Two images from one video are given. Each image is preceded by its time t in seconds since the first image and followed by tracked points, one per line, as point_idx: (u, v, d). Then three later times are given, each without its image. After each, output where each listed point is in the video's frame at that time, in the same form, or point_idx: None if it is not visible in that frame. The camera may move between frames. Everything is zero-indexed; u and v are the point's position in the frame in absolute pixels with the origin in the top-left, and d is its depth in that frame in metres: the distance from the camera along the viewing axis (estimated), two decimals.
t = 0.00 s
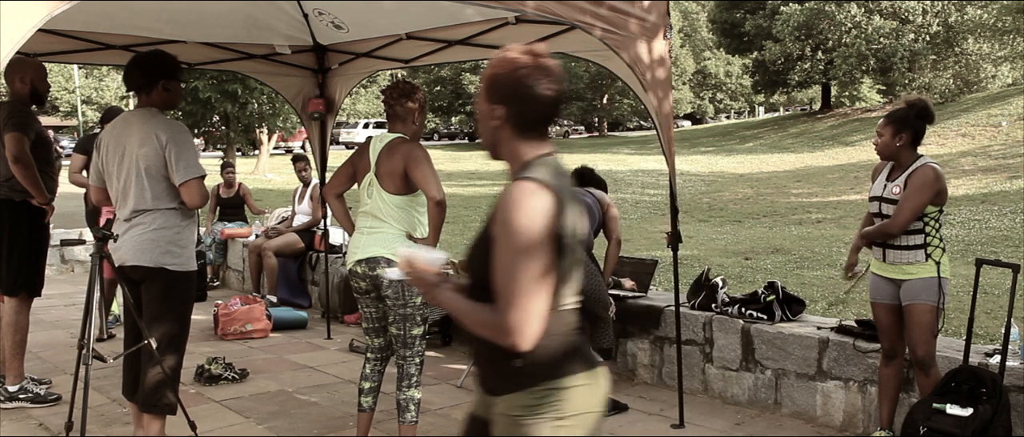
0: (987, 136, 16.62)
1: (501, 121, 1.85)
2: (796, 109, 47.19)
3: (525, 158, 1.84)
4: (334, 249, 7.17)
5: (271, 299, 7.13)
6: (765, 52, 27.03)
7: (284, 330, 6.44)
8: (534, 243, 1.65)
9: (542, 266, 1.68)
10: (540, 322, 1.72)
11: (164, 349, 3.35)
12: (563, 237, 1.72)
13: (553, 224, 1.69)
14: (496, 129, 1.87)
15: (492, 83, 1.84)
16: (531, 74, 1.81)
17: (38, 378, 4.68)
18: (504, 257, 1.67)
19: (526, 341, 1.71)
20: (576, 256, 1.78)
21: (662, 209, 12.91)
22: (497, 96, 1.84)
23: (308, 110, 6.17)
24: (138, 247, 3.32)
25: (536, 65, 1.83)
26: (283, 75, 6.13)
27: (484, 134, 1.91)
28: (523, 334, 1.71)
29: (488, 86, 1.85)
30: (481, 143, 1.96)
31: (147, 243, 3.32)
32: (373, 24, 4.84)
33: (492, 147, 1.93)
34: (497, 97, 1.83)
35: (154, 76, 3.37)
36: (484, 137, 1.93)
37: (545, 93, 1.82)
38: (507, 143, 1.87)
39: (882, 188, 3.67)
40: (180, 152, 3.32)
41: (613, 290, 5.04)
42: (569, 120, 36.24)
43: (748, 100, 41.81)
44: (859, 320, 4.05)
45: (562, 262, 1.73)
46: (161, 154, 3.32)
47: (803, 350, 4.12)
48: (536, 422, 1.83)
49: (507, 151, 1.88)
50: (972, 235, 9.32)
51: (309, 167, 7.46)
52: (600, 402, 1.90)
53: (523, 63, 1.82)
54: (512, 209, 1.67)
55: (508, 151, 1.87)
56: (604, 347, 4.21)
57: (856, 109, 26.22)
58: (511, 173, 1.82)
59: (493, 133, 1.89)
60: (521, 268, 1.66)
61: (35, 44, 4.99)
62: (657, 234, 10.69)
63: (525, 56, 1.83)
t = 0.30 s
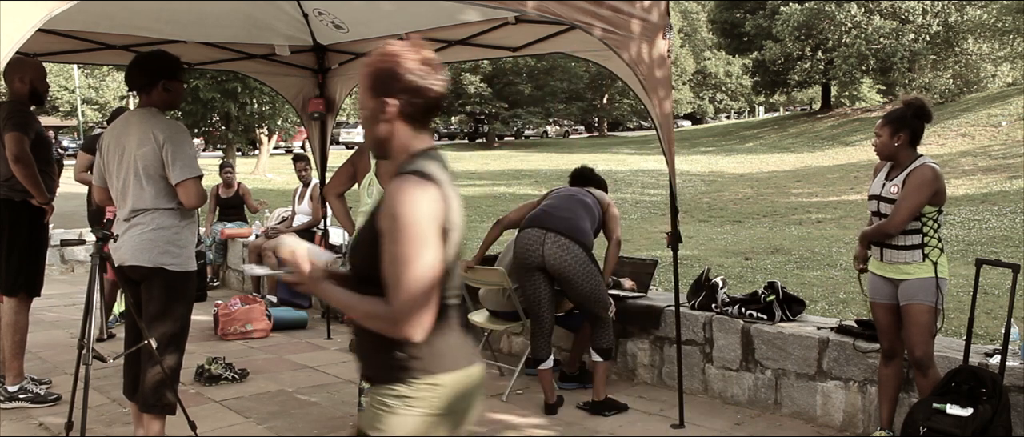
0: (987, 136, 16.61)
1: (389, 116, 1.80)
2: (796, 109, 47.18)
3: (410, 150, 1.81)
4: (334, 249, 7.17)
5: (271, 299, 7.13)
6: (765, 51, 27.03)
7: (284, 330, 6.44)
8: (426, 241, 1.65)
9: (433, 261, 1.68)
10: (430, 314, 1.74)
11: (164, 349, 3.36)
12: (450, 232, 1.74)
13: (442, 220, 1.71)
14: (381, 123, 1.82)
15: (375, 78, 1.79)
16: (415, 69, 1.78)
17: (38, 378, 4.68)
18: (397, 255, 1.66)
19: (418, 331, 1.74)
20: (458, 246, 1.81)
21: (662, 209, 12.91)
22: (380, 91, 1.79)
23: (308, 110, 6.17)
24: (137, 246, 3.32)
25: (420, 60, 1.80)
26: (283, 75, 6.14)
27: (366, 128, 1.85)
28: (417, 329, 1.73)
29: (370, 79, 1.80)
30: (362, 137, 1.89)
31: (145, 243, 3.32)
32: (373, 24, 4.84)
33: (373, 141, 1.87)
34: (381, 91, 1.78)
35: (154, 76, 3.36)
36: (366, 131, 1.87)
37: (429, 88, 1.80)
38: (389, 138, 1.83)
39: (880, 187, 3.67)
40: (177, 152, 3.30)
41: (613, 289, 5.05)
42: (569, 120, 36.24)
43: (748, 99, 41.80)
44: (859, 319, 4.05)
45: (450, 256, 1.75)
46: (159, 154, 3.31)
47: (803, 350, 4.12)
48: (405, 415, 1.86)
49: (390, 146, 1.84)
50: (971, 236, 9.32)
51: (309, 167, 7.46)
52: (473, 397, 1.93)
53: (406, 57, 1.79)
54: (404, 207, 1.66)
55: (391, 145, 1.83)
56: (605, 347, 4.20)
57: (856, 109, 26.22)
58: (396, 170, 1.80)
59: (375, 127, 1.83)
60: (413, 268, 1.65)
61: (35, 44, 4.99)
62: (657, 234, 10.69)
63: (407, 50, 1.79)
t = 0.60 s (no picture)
0: (987, 136, 16.62)
1: (265, 123, 1.77)
2: (795, 108, 47.21)
3: (290, 159, 1.78)
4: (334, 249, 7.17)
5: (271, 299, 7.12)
6: (765, 51, 27.03)
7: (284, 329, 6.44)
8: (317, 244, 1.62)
9: (331, 266, 1.66)
10: (335, 321, 1.69)
11: (164, 349, 3.36)
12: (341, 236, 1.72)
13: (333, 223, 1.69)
14: (256, 133, 1.79)
15: (248, 86, 1.76)
16: (286, 75, 1.77)
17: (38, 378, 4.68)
18: (295, 260, 1.62)
19: (326, 340, 1.67)
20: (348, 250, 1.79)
21: (662, 209, 12.92)
22: (254, 99, 1.76)
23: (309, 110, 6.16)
24: (136, 247, 3.32)
25: (290, 66, 1.79)
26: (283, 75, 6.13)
27: (241, 139, 1.80)
28: (322, 340, 1.66)
29: (242, 89, 1.76)
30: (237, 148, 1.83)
31: (144, 243, 3.32)
32: (373, 24, 4.84)
33: (249, 152, 1.81)
34: (255, 99, 1.75)
35: (155, 76, 3.36)
36: (241, 142, 1.81)
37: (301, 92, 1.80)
38: (266, 147, 1.79)
39: (879, 187, 3.67)
40: (175, 152, 3.30)
41: (613, 290, 5.05)
42: (570, 120, 36.26)
43: (748, 99, 41.82)
44: (859, 319, 4.05)
45: (343, 259, 1.72)
46: (159, 153, 3.31)
47: (803, 350, 4.12)
48: (280, 423, 1.78)
49: (268, 155, 1.80)
50: (971, 235, 9.33)
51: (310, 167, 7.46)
52: (356, 407, 1.86)
53: (274, 63, 1.77)
54: (295, 211, 1.63)
55: (267, 154, 1.80)
56: (604, 347, 4.20)
57: (856, 109, 26.23)
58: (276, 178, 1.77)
59: (251, 137, 1.79)
60: (308, 270, 1.61)
61: (36, 45, 5.00)
62: (657, 234, 10.70)
63: (274, 55, 1.77)
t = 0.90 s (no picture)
0: (987, 136, 16.63)
1: (108, 114, 1.78)
2: (795, 108, 47.23)
3: (134, 154, 1.77)
4: (334, 249, 7.17)
5: (271, 299, 7.13)
6: (765, 51, 27.06)
7: (284, 329, 6.45)
8: (129, 238, 1.59)
9: (140, 263, 1.61)
10: (140, 322, 1.64)
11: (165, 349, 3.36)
12: (165, 235, 1.67)
13: (154, 220, 1.65)
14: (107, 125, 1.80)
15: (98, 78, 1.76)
16: (136, 67, 1.75)
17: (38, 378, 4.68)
18: (99, 255, 1.59)
19: (126, 343, 1.63)
20: (185, 249, 1.75)
21: (662, 209, 12.93)
22: (103, 91, 1.76)
23: (309, 110, 6.16)
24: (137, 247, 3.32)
25: (144, 59, 1.77)
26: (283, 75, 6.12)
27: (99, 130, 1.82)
28: (123, 341, 1.63)
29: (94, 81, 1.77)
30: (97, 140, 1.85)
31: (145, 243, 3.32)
32: (373, 24, 4.84)
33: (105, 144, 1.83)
34: (100, 91, 1.76)
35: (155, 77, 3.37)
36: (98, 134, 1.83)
37: (146, 84, 1.76)
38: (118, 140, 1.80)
39: (878, 186, 3.67)
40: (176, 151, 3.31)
41: (613, 290, 5.05)
42: (570, 120, 36.29)
43: (748, 99, 41.85)
44: (859, 320, 4.05)
45: (161, 258, 1.67)
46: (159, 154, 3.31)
47: (803, 350, 4.12)
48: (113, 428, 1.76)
49: (119, 149, 1.80)
50: (971, 236, 9.33)
51: (310, 167, 7.45)
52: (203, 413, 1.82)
53: (125, 55, 1.76)
54: (105, 203, 1.60)
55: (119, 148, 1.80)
56: (604, 347, 4.20)
57: (856, 109, 26.25)
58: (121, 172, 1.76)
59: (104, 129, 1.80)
60: (110, 263, 1.58)
61: (37, 45, 4.99)
62: (657, 234, 10.70)
63: (127, 46, 1.77)
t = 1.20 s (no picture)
0: (987, 136, 16.64)
1: None
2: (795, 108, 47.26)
3: None
4: (334, 248, 7.17)
5: (272, 299, 7.13)
6: (765, 51, 27.07)
7: (284, 330, 6.45)
8: None
9: None
10: None
11: (165, 349, 3.36)
12: None
13: None
14: None
15: None
16: None
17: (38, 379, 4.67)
18: None
19: None
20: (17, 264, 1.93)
21: (661, 209, 12.94)
22: None
23: (308, 110, 6.16)
24: (137, 247, 3.31)
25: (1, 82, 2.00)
26: (284, 75, 6.11)
27: None
28: None
29: None
30: None
31: (146, 242, 3.31)
32: (373, 24, 4.84)
33: None
34: None
35: (155, 76, 3.36)
36: None
37: (6, 101, 2.04)
38: None
39: (878, 185, 3.66)
40: (176, 151, 3.30)
41: (613, 290, 5.05)
42: (570, 120, 36.30)
43: (748, 99, 41.87)
44: (858, 319, 4.05)
45: None
46: (159, 154, 3.30)
47: (803, 350, 4.12)
48: None
49: None
50: (971, 235, 9.34)
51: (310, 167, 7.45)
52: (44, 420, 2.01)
53: None
54: None
55: None
56: (604, 347, 4.20)
57: (856, 109, 26.25)
58: None
59: None
60: None
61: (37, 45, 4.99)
62: (657, 234, 10.71)
63: None
